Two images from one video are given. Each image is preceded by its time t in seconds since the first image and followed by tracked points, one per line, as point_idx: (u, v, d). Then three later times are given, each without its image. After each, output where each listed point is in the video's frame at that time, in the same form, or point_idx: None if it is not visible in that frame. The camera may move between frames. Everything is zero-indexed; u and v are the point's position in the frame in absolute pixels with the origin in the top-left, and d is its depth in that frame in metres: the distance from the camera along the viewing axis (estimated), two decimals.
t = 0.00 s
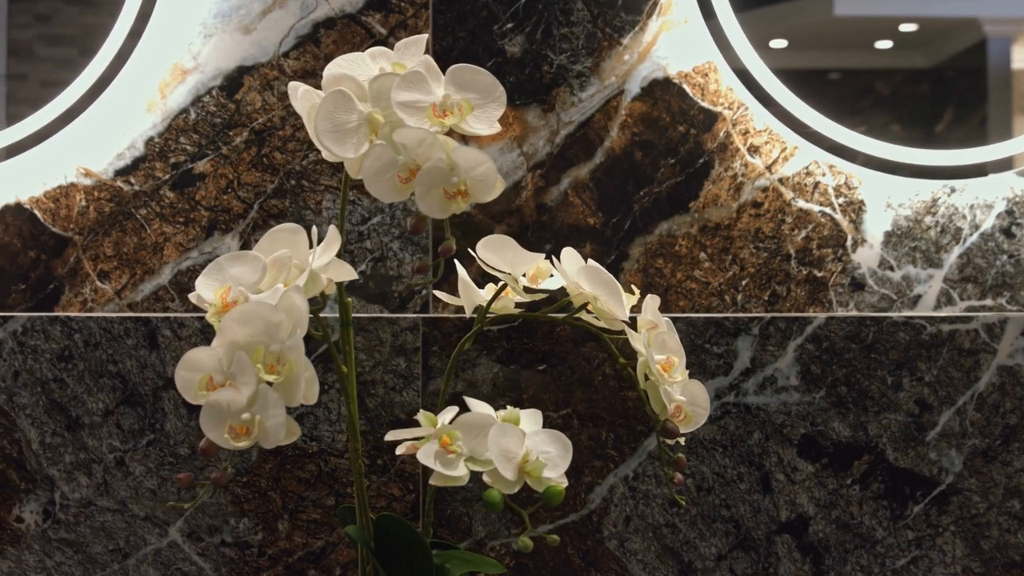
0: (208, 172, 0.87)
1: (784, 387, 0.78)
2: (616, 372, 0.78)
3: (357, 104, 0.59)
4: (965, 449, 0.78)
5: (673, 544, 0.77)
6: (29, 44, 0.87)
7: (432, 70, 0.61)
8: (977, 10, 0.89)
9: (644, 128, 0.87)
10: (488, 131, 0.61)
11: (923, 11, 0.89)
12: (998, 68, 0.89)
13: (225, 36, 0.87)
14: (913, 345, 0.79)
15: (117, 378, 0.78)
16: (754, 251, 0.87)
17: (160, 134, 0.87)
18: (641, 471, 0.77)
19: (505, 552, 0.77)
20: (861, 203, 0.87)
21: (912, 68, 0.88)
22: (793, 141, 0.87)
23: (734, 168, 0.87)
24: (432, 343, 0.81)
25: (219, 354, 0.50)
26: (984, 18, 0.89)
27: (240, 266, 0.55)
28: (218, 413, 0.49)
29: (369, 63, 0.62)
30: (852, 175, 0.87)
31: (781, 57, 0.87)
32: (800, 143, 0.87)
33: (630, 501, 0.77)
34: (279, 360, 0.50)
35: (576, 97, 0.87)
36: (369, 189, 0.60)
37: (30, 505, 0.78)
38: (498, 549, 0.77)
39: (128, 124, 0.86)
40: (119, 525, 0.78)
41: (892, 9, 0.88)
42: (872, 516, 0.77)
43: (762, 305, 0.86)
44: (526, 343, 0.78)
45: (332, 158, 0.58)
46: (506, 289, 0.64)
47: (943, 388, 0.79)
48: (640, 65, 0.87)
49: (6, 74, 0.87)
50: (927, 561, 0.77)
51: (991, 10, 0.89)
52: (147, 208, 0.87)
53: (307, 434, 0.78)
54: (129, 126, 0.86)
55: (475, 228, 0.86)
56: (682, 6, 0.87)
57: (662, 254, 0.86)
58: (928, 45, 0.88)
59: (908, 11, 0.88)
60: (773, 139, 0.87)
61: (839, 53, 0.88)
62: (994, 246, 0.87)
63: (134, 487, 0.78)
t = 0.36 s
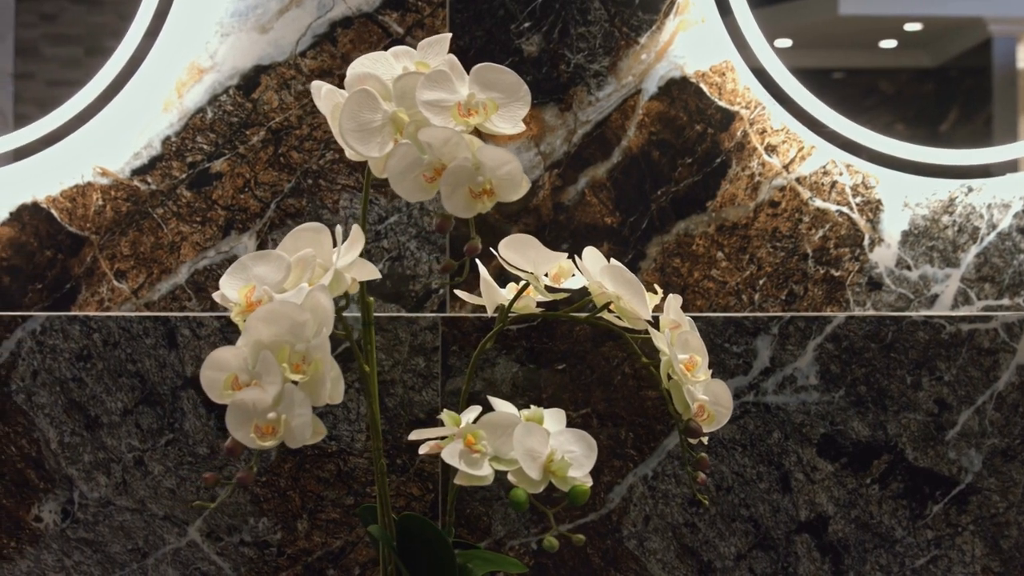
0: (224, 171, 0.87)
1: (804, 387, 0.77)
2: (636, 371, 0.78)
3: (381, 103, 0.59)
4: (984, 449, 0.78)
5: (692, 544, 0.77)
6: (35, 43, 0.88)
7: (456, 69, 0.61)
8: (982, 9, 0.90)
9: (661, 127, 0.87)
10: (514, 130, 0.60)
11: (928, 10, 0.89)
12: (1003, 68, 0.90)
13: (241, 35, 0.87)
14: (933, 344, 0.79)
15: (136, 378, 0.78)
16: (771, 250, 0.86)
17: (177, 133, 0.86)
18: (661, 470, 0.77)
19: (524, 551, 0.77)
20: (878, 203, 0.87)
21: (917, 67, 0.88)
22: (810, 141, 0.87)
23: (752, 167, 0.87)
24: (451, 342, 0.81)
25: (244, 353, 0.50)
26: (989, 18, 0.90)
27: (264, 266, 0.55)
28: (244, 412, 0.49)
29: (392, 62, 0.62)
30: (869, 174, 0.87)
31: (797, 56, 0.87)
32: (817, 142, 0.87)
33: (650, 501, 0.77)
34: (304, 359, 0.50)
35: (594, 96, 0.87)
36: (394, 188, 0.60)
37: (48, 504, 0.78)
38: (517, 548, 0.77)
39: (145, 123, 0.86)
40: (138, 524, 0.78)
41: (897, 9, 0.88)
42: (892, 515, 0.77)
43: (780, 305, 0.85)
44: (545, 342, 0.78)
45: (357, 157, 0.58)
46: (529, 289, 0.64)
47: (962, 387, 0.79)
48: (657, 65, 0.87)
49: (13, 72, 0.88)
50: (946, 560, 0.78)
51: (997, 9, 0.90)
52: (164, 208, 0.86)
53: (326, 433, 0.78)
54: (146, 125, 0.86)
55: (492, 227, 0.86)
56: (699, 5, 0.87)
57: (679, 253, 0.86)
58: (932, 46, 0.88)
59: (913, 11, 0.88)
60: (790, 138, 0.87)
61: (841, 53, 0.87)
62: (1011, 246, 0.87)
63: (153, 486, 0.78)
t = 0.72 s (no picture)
0: (240, 170, 0.86)
1: (821, 386, 0.78)
2: (654, 371, 0.78)
3: (403, 102, 0.59)
4: (1002, 448, 0.78)
5: (709, 543, 0.77)
6: (42, 43, 0.88)
7: (478, 69, 0.61)
8: (986, 9, 0.90)
9: (677, 127, 0.87)
10: (536, 130, 0.60)
11: (933, 10, 0.89)
12: (1007, 67, 0.90)
13: (257, 34, 0.86)
14: (950, 342, 0.80)
15: (154, 377, 0.78)
16: (787, 250, 0.86)
17: (192, 133, 0.86)
18: (678, 470, 0.77)
19: (541, 551, 0.77)
20: (894, 202, 0.87)
21: (921, 67, 0.88)
22: (826, 140, 0.87)
23: (768, 167, 0.87)
24: (468, 342, 0.81)
25: (267, 353, 0.50)
26: (992, 18, 0.90)
27: (286, 265, 0.55)
28: (267, 411, 0.49)
29: (413, 62, 0.62)
30: (885, 174, 0.87)
31: (811, 55, 0.87)
32: (833, 142, 0.87)
33: (668, 501, 0.77)
34: (327, 359, 0.50)
35: (610, 96, 0.87)
36: (417, 187, 0.60)
37: (66, 504, 0.78)
38: (534, 548, 0.77)
39: (160, 123, 0.86)
40: (154, 524, 0.78)
41: (901, 8, 0.88)
42: (909, 515, 0.77)
43: (796, 304, 0.85)
44: (563, 342, 0.78)
45: (379, 157, 0.58)
46: (548, 288, 0.65)
47: (979, 386, 0.79)
48: (673, 64, 0.87)
49: (21, 72, 0.88)
50: (964, 560, 0.78)
51: (1001, 9, 0.90)
52: (179, 207, 0.86)
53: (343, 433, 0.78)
54: (161, 125, 0.86)
55: (508, 226, 0.86)
56: (715, 5, 0.87)
57: (694, 253, 0.86)
58: (936, 45, 0.88)
59: (916, 10, 0.88)
60: (805, 138, 0.87)
61: (836, 52, 0.87)
62: None
63: (170, 486, 0.78)
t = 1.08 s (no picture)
0: (258, 169, 0.86)
1: (841, 386, 0.80)
2: (673, 370, 0.78)
3: (428, 102, 0.59)
4: (1021, 448, 0.81)
5: (729, 543, 0.77)
6: (46, 41, 0.88)
7: (503, 68, 0.61)
8: (992, 8, 0.90)
9: (694, 126, 0.87)
10: (560, 129, 0.60)
11: (937, 9, 0.89)
12: (1013, 67, 0.90)
13: (275, 34, 0.86)
14: (970, 343, 0.82)
15: (173, 377, 0.78)
16: (804, 249, 0.86)
17: (209, 132, 0.86)
18: (697, 469, 0.77)
19: (561, 551, 0.77)
20: (911, 202, 0.87)
21: (925, 67, 0.88)
22: (843, 139, 0.87)
23: (785, 167, 0.87)
24: (488, 341, 0.82)
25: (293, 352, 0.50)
26: (998, 18, 0.90)
27: (310, 264, 0.55)
28: (293, 410, 0.49)
29: (437, 61, 0.62)
30: (902, 173, 0.87)
31: (827, 55, 0.88)
32: (850, 141, 0.87)
33: (688, 500, 0.77)
34: (353, 358, 0.50)
35: (627, 95, 0.87)
36: (443, 186, 0.60)
37: (85, 504, 0.78)
38: (554, 547, 0.77)
39: (178, 122, 0.86)
40: (174, 524, 0.78)
41: (905, 7, 0.89)
42: (929, 514, 0.79)
43: (813, 304, 0.85)
44: (582, 342, 0.78)
45: (404, 156, 0.58)
46: (571, 287, 0.64)
47: (999, 386, 0.82)
48: (690, 64, 0.87)
49: (29, 72, 0.88)
50: (983, 559, 0.80)
51: (1007, 8, 0.90)
52: (197, 206, 0.86)
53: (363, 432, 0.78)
54: (178, 124, 0.86)
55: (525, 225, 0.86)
56: (732, 4, 0.87)
57: (712, 252, 0.86)
58: (940, 45, 0.89)
59: (918, 10, 0.89)
60: (823, 137, 0.87)
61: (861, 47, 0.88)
62: None
63: (189, 485, 0.78)
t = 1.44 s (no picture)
0: (275, 169, 0.86)
1: (861, 385, 0.82)
2: (694, 370, 0.78)
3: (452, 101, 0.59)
4: None
5: (749, 542, 0.77)
6: (53, 41, 0.88)
7: (527, 67, 0.61)
8: (997, 7, 0.90)
9: (712, 125, 0.87)
10: (586, 128, 0.59)
11: (941, 8, 0.89)
12: (1018, 66, 0.90)
13: (292, 33, 0.86)
14: (990, 342, 0.84)
15: (192, 376, 0.79)
16: (822, 248, 0.86)
17: (227, 130, 0.86)
18: (717, 469, 0.77)
19: (581, 550, 0.77)
20: (929, 201, 0.87)
21: (930, 66, 0.88)
22: (861, 138, 0.87)
23: (803, 166, 0.87)
24: (508, 340, 0.82)
25: (319, 351, 0.50)
26: (1004, 16, 0.90)
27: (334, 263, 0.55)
28: (319, 409, 0.49)
29: (460, 60, 0.62)
30: (920, 172, 0.87)
31: (842, 54, 0.87)
32: (867, 140, 0.87)
33: (708, 500, 0.77)
34: (379, 357, 0.50)
35: (645, 94, 0.87)
36: (469, 185, 0.60)
37: (105, 503, 0.78)
38: (574, 547, 0.77)
39: (195, 121, 0.86)
40: (193, 523, 0.78)
41: (909, 6, 0.88)
42: (949, 513, 0.80)
43: (832, 303, 0.84)
44: (602, 341, 0.78)
45: (430, 155, 0.58)
46: (593, 287, 0.64)
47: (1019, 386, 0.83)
48: (708, 63, 0.87)
49: (38, 71, 0.88)
50: (1003, 558, 0.80)
51: (1013, 8, 0.90)
52: (214, 205, 0.86)
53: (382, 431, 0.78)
54: (196, 123, 0.86)
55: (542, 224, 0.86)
56: (750, 3, 0.87)
57: (730, 251, 0.86)
58: (946, 44, 0.89)
59: (925, 8, 0.89)
60: (840, 137, 0.87)
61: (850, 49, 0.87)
62: None
63: (209, 484, 0.78)
